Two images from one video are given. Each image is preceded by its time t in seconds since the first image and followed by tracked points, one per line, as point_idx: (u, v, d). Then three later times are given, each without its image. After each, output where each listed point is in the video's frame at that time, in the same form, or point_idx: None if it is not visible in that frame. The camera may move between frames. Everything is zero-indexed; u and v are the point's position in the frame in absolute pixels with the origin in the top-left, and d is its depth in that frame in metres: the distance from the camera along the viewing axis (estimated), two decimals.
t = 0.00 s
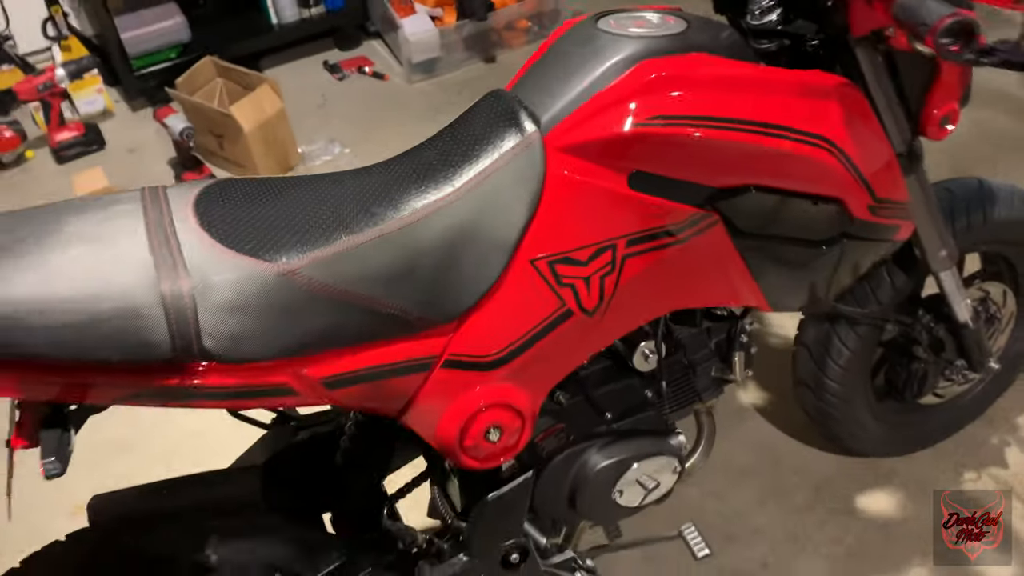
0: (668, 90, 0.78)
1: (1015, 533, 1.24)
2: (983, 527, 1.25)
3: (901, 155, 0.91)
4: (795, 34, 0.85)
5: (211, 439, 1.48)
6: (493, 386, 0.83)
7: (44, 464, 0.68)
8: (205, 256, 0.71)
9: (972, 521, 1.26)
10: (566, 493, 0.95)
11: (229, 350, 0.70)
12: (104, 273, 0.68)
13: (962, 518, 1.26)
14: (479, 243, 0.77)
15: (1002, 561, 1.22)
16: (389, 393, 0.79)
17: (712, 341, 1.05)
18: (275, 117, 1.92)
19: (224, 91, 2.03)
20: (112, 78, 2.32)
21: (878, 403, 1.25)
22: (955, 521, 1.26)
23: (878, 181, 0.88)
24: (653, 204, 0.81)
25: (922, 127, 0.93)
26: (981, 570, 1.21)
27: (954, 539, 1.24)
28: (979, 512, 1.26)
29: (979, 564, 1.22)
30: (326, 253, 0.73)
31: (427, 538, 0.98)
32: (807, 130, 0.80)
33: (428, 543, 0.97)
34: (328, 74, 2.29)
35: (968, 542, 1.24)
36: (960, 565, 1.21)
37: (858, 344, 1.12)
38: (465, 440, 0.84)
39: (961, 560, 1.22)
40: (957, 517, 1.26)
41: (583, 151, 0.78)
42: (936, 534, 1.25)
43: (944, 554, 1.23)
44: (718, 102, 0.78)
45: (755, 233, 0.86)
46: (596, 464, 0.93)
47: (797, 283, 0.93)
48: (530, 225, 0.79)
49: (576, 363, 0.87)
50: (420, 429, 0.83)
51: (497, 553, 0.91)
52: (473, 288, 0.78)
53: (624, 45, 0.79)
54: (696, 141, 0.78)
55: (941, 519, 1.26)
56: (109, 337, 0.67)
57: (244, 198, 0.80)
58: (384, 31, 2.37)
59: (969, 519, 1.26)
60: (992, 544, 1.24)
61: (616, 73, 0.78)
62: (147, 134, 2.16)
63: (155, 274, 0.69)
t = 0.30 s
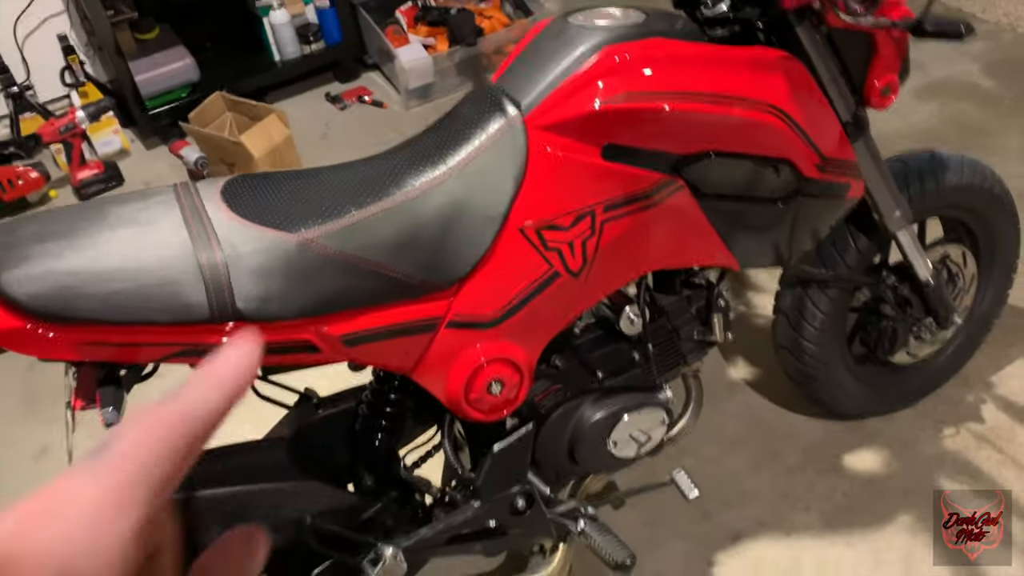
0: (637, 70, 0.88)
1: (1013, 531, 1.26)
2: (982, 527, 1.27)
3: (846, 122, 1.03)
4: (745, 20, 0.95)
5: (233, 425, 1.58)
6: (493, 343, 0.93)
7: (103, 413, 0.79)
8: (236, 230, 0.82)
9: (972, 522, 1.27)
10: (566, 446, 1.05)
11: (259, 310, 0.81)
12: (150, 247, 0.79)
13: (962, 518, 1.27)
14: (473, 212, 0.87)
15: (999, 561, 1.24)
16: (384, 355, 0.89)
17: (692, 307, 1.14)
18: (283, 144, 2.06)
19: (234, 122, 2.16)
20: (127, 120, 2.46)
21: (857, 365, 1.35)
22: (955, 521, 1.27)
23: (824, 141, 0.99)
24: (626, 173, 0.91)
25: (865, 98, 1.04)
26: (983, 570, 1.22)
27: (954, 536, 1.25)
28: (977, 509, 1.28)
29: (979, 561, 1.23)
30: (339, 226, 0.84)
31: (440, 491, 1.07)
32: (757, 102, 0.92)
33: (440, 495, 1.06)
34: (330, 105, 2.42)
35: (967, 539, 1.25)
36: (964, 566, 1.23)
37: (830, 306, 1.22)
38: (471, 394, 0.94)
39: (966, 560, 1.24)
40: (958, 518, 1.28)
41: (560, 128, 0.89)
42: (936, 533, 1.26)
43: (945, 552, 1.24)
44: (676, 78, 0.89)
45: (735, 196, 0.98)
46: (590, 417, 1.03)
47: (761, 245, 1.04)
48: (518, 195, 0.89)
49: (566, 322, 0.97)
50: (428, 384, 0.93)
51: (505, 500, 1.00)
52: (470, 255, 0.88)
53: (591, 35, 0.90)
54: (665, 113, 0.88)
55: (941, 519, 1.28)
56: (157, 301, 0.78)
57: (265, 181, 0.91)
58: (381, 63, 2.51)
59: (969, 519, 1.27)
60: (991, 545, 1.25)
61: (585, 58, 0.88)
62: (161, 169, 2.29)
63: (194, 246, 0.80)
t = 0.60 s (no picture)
0: (616, 75, 0.94)
1: (1014, 530, 1.27)
2: (983, 527, 1.28)
3: (819, 120, 1.08)
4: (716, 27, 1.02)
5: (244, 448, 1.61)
6: (491, 341, 0.97)
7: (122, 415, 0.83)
8: (243, 238, 0.86)
9: (972, 522, 1.28)
10: (566, 443, 1.07)
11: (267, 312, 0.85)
12: (164, 257, 0.84)
13: (962, 518, 1.28)
14: (467, 214, 0.92)
15: (1000, 560, 1.24)
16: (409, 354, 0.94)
17: (684, 306, 1.17)
18: (285, 178, 2.14)
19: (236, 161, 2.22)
20: (132, 164, 2.53)
21: (848, 361, 1.38)
22: (955, 521, 1.28)
23: (798, 139, 1.05)
24: (609, 173, 0.96)
25: (836, 97, 1.10)
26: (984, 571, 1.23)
27: (954, 540, 1.26)
28: (978, 512, 1.28)
29: (981, 564, 1.24)
30: (340, 231, 0.88)
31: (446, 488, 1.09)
32: (732, 103, 0.97)
33: (446, 493, 1.09)
34: (329, 141, 2.50)
35: (968, 541, 1.26)
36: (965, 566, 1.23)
37: (817, 302, 1.26)
38: (472, 391, 0.98)
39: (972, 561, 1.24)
40: (957, 517, 1.28)
41: (546, 133, 0.94)
42: (936, 534, 1.27)
43: (945, 554, 1.25)
44: (653, 82, 0.94)
45: (718, 193, 1.03)
46: (588, 413, 1.05)
47: (744, 241, 1.09)
48: (509, 198, 0.94)
49: (561, 319, 1.01)
50: (430, 384, 0.97)
51: (509, 496, 1.03)
52: (465, 256, 0.92)
53: (571, 46, 0.96)
54: (647, 114, 0.94)
55: (941, 520, 1.29)
56: (172, 306, 0.82)
57: (268, 195, 0.95)
58: (376, 99, 2.58)
59: (969, 519, 1.28)
60: (992, 545, 1.26)
61: (566, 67, 0.94)
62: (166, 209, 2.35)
63: (204, 254, 0.84)
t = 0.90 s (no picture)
0: (600, 104, 0.96)
1: (1013, 530, 1.29)
2: (983, 527, 1.30)
3: (801, 145, 1.10)
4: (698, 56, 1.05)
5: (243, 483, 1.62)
6: (482, 367, 0.98)
7: (118, 445, 0.84)
8: (237, 269, 0.88)
9: (972, 522, 1.30)
10: (560, 467, 1.07)
11: (261, 341, 0.86)
12: (159, 289, 0.85)
13: (962, 518, 1.31)
14: (456, 241, 0.93)
15: (1002, 560, 1.26)
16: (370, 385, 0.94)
17: (674, 330, 1.19)
18: (280, 212, 2.16)
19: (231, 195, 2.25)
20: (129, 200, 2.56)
21: (839, 382, 1.39)
22: (955, 521, 1.30)
23: (780, 163, 1.07)
24: (596, 199, 0.98)
25: (817, 122, 1.13)
26: (983, 570, 1.25)
27: (955, 539, 1.28)
28: (978, 512, 1.31)
29: (980, 563, 1.26)
30: (331, 261, 0.90)
31: (441, 514, 1.09)
32: (715, 129, 1.00)
33: (441, 519, 1.09)
34: (323, 174, 2.52)
35: (968, 541, 1.28)
36: (962, 565, 1.25)
37: (806, 324, 1.27)
38: (464, 417, 0.99)
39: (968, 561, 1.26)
40: (958, 517, 1.31)
41: (533, 162, 0.96)
42: (936, 533, 1.30)
43: (945, 553, 1.27)
44: (637, 111, 0.96)
45: (702, 216, 1.05)
46: (581, 437, 1.06)
47: (731, 264, 1.10)
48: (497, 226, 0.95)
49: (551, 343, 1.03)
50: (423, 411, 0.98)
51: (503, 521, 1.03)
52: (455, 283, 0.94)
53: (556, 76, 0.98)
54: (632, 141, 0.96)
55: (941, 519, 1.31)
56: (166, 337, 0.83)
57: (261, 226, 0.97)
58: (371, 132, 2.62)
59: (969, 519, 1.31)
60: (992, 544, 1.28)
61: (552, 97, 0.97)
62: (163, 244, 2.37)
63: (198, 284, 0.86)
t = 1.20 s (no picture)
0: (605, 109, 0.94)
1: (1014, 530, 1.29)
2: (983, 527, 1.30)
3: (809, 151, 1.09)
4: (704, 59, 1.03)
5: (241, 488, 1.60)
6: (483, 376, 0.97)
7: (110, 456, 0.83)
8: (233, 276, 0.86)
9: (972, 522, 1.31)
10: (561, 478, 1.06)
11: (257, 350, 0.85)
12: (152, 296, 0.83)
13: (962, 518, 1.31)
14: (456, 248, 0.92)
15: (1001, 559, 1.26)
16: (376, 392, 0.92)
17: (677, 338, 1.17)
18: (279, 212, 2.14)
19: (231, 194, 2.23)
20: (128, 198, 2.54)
21: (844, 390, 1.37)
22: (955, 521, 1.30)
23: (788, 171, 1.05)
24: (599, 206, 0.96)
25: (825, 128, 1.11)
26: (980, 570, 1.25)
27: (955, 539, 1.29)
28: (978, 512, 1.31)
29: (980, 563, 1.26)
30: (330, 268, 0.88)
31: (439, 526, 1.08)
32: (721, 136, 0.98)
33: (439, 530, 1.07)
34: (324, 174, 2.50)
35: (968, 541, 1.29)
36: (958, 564, 1.26)
37: (811, 332, 1.26)
38: (464, 427, 0.97)
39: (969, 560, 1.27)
40: (957, 517, 1.31)
41: (536, 168, 0.94)
42: (936, 533, 1.30)
43: (947, 555, 1.27)
44: (642, 116, 0.95)
45: (707, 223, 1.03)
46: (582, 447, 1.04)
47: (736, 272, 1.09)
48: (499, 233, 0.94)
49: (553, 353, 1.01)
50: (422, 421, 0.97)
51: (503, 533, 1.01)
52: (456, 291, 0.92)
53: (560, 80, 0.96)
54: (637, 148, 0.94)
55: (942, 519, 1.31)
56: (160, 345, 0.82)
57: (259, 231, 0.95)
58: (372, 131, 2.60)
59: (969, 519, 1.31)
60: (992, 544, 1.28)
61: (556, 102, 0.95)
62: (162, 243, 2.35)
63: (193, 292, 0.84)
